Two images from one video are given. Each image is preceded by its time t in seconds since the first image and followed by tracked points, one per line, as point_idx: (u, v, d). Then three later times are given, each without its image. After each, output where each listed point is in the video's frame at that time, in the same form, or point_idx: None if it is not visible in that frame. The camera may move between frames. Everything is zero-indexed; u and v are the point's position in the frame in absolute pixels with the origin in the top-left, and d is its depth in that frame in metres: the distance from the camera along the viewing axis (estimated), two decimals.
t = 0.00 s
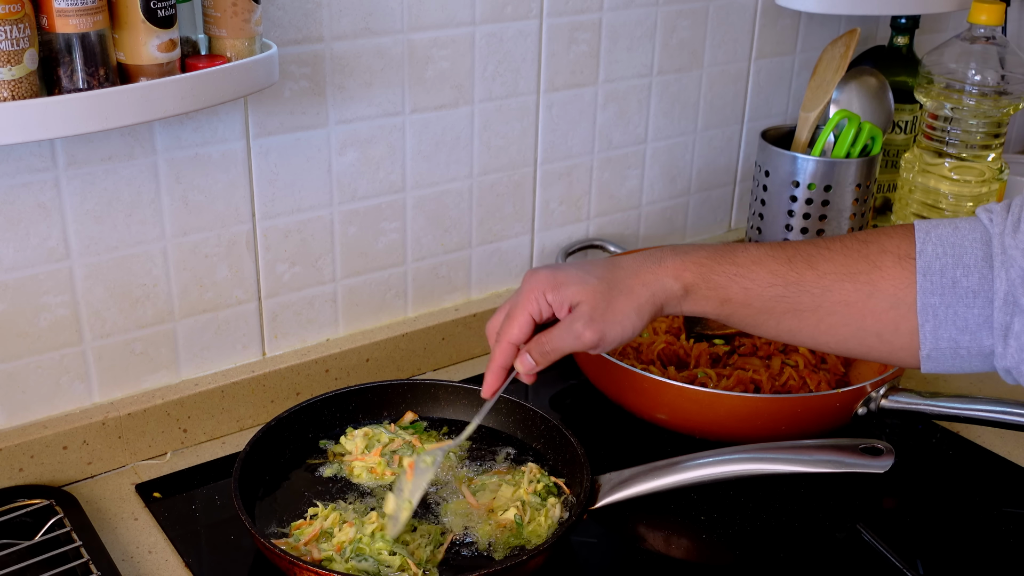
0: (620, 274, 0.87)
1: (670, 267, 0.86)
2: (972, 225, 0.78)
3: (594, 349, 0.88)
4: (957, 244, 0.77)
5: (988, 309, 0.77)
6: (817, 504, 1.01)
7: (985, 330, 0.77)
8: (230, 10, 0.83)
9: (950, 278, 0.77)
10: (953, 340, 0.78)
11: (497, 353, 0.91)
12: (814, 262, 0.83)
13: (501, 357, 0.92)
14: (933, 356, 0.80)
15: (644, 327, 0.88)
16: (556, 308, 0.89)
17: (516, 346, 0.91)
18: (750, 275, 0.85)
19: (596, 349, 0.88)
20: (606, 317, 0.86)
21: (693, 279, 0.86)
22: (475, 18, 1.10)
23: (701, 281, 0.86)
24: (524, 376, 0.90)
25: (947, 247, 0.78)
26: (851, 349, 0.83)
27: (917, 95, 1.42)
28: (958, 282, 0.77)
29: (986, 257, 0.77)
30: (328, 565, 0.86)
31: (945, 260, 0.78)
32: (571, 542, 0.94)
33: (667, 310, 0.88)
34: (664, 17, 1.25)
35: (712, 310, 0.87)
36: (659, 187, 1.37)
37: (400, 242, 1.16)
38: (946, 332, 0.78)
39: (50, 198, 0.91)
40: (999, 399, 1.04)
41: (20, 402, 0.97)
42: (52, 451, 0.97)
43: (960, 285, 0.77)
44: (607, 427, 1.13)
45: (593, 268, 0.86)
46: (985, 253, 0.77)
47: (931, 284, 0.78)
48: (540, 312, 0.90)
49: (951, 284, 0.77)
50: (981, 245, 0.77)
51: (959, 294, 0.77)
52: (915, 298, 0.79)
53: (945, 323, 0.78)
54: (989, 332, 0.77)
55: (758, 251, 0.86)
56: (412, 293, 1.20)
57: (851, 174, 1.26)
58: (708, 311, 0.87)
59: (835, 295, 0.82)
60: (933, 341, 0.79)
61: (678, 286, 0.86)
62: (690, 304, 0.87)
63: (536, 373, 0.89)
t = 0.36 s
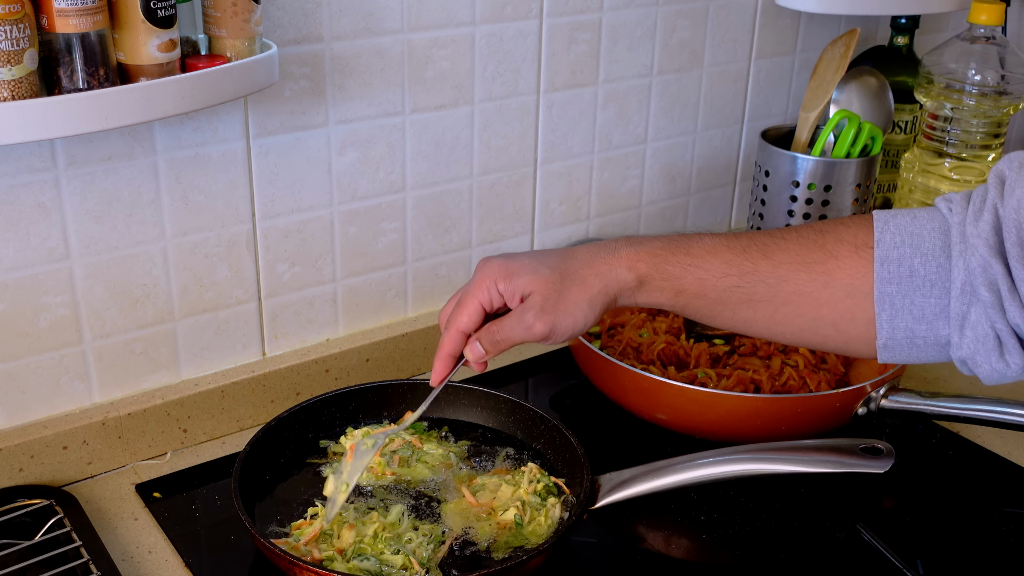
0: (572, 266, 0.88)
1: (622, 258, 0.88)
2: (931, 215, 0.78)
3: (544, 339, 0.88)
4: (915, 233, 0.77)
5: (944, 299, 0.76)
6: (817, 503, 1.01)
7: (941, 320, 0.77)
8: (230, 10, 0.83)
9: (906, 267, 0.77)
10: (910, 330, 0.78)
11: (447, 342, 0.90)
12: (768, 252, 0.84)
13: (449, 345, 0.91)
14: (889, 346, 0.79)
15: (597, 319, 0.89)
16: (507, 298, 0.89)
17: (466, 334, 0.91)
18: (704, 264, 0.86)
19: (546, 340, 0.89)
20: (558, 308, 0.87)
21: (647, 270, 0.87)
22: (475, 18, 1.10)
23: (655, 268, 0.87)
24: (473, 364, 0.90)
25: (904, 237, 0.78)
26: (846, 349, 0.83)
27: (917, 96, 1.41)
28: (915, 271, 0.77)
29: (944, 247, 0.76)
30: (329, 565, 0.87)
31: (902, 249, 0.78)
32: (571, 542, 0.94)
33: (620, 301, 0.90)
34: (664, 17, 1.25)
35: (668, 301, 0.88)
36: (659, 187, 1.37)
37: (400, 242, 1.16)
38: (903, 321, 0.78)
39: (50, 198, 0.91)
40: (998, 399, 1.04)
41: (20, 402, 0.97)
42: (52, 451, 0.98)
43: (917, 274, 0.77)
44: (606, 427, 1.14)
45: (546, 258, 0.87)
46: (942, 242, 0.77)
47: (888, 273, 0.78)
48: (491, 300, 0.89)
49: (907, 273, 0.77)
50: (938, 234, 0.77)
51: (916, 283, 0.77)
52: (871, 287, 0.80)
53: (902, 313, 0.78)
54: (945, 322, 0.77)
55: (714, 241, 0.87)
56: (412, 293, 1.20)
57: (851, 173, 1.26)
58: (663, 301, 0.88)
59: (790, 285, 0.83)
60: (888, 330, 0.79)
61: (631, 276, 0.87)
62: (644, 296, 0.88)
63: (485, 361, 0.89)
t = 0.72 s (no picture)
0: (607, 236, 0.94)
1: (657, 234, 0.91)
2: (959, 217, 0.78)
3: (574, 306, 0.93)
4: (940, 231, 0.77)
5: (964, 298, 0.76)
6: (817, 504, 1.01)
7: (959, 319, 0.76)
8: (230, 10, 0.83)
9: (928, 264, 0.77)
10: (927, 326, 0.77)
11: (488, 306, 0.99)
12: (797, 240, 0.85)
13: (491, 310, 1.00)
14: (907, 342, 0.78)
15: (628, 291, 0.93)
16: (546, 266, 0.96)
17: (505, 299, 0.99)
18: (733, 246, 0.88)
19: (580, 306, 0.94)
20: (588, 272, 0.92)
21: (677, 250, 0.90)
22: (475, 18, 1.10)
23: (683, 249, 0.90)
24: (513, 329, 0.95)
25: (929, 235, 0.78)
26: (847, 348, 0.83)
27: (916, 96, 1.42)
28: (936, 268, 0.77)
29: (967, 247, 0.76)
30: (329, 565, 0.87)
31: (926, 246, 0.77)
32: (571, 542, 0.94)
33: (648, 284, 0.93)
34: (664, 17, 1.25)
35: (697, 281, 0.90)
36: (659, 187, 1.38)
37: (400, 242, 1.16)
38: (920, 318, 0.77)
39: (50, 198, 0.91)
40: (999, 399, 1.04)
41: (20, 402, 0.97)
42: (52, 451, 0.97)
43: (938, 271, 0.77)
44: (607, 427, 1.14)
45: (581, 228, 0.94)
46: (967, 242, 0.76)
47: (909, 268, 0.78)
48: (531, 269, 0.97)
49: (928, 269, 0.77)
50: (963, 235, 0.77)
51: (935, 280, 0.77)
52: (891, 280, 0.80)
53: (920, 309, 0.77)
54: (962, 321, 0.76)
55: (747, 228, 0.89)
56: (412, 293, 1.20)
57: (851, 173, 1.26)
58: (692, 280, 0.89)
59: (813, 272, 0.83)
60: (906, 327, 0.78)
61: (661, 250, 0.90)
62: (676, 272, 0.90)
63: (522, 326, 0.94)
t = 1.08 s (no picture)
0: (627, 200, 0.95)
1: (681, 201, 0.92)
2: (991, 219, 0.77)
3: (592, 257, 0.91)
4: (970, 230, 0.77)
5: (991, 299, 0.75)
6: (817, 504, 1.01)
7: (985, 320, 0.76)
8: (230, 10, 0.84)
9: (957, 262, 0.77)
10: (953, 326, 0.77)
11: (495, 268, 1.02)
12: (829, 225, 0.85)
13: (497, 273, 1.03)
14: (931, 342, 0.78)
15: (646, 248, 0.91)
16: (557, 230, 1.00)
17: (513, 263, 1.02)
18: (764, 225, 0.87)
19: (594, 260, 0.92)
20: (606, 223, 0.91)
21: (714, 216, 0.90)
22: (475, 18, 1.10)
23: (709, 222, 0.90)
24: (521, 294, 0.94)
25: (960, 232, 0.77)
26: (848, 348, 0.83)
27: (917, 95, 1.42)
28: (965, 267, 0.76)
29: (997, 247, 0.76)
30: (329, 565, 0.87)
31: (956, 244, 0.77)
32: (571, 542, 0.94)
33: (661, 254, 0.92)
34: (664, 17, 1.25)
35: (722, 250, 0.89)
36: (659, 187, 1.38)
37: (400, 242, 1.16)
38: (947, 317, 0.77)
39: (50, 198, 0.91)
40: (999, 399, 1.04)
41: (20, 402, 0.97)
42: (52, 451, 0.98)
43: (967, 270, 0.76)
44: (607, 427, 1.14)
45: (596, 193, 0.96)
46: (997, 242, 0.76)
47: (938, 265, 0.78)
48: (541, 233, 1.00)
49: (957, 267, 0.77)
50: (994, 234, 0.76)
51: (964, 279, 0.76)
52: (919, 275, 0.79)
53: (947, 307, 0.77)
54: (990, 322, 0.76)
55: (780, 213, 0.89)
56: (412, 293, 1.20)
57: (851, 174, 1.26)
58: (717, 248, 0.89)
59: (843, 256, 0.82)
60: (931, 327, 0.78)
61: (689, 214, 0.90)
62: (700, 237, 0.90)
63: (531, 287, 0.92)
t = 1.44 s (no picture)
0: (540, 390, 0.57)
1: (649, 411, 0.59)
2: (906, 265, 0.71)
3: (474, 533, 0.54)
4: (937, 294, 0.66)
5: (990, 369, 0.64)
6: (816, 502, 1.01)
7: (987, 396, 0.65)
8: (231, 10, 0.84)
9: (949, 338, 0.64)
10: (961, 413, 0.65)
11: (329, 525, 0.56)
12: (811, 343, 0.65)
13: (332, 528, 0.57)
14: (937, 440, 0.65)
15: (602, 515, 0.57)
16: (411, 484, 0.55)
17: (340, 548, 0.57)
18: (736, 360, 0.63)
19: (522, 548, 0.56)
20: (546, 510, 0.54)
21: (681, 384, 0.60)
22: (475, 18, 1.10)
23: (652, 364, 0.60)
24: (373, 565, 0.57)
25: (932, 302, 0.65)
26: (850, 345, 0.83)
27: (916, 96, 1.44)
28: (959, 341, 0.64)
29: (973, 305, 0.65)
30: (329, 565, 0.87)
31: (936, 316, 0.65)
32: (571, 542, 0.95)
33: (663, 450, 0.62)
34: (664, 18, 1.25)
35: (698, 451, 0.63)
36: (659, 187, 1.38)
37: (400, 242, 1.16)
38: (952, 405, 0.64)
39: (51, 198, 0.91)
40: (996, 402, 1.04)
41: (21, 401, 0.97)
42: (53, 451, 0.98)
43: (961, 344, 0.64)
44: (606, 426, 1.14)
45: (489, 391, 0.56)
46: (967, 300, 0.66)
47: (936, 349, 0.64)
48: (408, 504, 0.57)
49: (954, 344, 0.64)
50: (959, 293, 0.66)
51: (961, 356, 0.64)
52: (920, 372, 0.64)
53: (951, 395, 0.64)
54: (990, 396, 0.65)
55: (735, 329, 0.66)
56: (412, 293, 1.21)
57: (851, 174, 1.26)
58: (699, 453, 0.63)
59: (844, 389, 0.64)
60: (942, 422, 0.64)
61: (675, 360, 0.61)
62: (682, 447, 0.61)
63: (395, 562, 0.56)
